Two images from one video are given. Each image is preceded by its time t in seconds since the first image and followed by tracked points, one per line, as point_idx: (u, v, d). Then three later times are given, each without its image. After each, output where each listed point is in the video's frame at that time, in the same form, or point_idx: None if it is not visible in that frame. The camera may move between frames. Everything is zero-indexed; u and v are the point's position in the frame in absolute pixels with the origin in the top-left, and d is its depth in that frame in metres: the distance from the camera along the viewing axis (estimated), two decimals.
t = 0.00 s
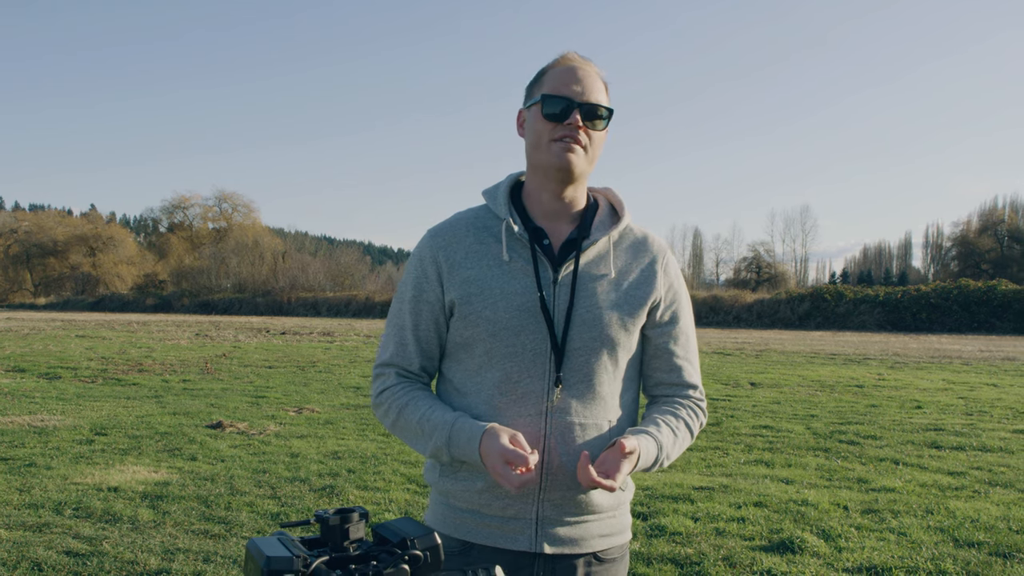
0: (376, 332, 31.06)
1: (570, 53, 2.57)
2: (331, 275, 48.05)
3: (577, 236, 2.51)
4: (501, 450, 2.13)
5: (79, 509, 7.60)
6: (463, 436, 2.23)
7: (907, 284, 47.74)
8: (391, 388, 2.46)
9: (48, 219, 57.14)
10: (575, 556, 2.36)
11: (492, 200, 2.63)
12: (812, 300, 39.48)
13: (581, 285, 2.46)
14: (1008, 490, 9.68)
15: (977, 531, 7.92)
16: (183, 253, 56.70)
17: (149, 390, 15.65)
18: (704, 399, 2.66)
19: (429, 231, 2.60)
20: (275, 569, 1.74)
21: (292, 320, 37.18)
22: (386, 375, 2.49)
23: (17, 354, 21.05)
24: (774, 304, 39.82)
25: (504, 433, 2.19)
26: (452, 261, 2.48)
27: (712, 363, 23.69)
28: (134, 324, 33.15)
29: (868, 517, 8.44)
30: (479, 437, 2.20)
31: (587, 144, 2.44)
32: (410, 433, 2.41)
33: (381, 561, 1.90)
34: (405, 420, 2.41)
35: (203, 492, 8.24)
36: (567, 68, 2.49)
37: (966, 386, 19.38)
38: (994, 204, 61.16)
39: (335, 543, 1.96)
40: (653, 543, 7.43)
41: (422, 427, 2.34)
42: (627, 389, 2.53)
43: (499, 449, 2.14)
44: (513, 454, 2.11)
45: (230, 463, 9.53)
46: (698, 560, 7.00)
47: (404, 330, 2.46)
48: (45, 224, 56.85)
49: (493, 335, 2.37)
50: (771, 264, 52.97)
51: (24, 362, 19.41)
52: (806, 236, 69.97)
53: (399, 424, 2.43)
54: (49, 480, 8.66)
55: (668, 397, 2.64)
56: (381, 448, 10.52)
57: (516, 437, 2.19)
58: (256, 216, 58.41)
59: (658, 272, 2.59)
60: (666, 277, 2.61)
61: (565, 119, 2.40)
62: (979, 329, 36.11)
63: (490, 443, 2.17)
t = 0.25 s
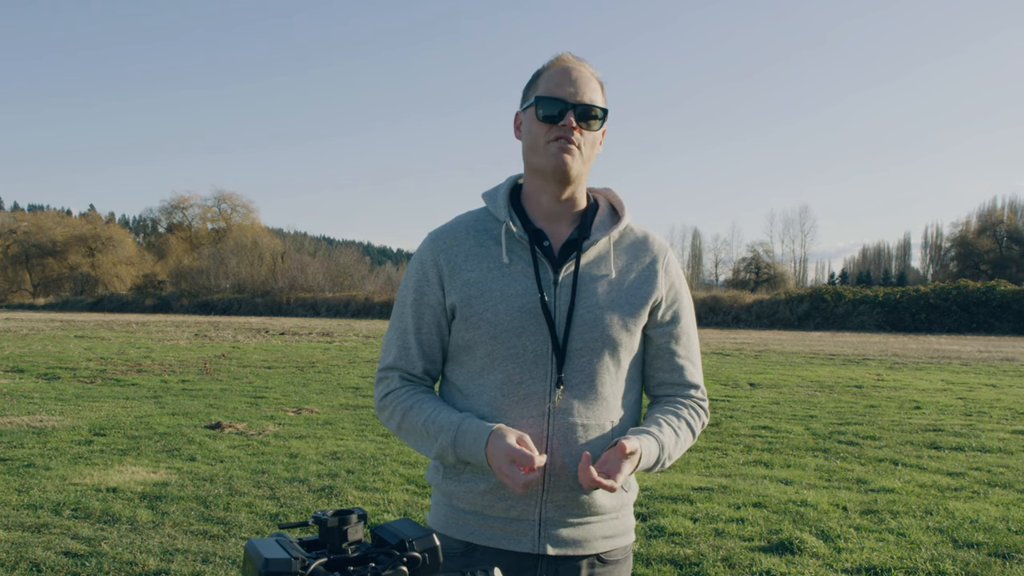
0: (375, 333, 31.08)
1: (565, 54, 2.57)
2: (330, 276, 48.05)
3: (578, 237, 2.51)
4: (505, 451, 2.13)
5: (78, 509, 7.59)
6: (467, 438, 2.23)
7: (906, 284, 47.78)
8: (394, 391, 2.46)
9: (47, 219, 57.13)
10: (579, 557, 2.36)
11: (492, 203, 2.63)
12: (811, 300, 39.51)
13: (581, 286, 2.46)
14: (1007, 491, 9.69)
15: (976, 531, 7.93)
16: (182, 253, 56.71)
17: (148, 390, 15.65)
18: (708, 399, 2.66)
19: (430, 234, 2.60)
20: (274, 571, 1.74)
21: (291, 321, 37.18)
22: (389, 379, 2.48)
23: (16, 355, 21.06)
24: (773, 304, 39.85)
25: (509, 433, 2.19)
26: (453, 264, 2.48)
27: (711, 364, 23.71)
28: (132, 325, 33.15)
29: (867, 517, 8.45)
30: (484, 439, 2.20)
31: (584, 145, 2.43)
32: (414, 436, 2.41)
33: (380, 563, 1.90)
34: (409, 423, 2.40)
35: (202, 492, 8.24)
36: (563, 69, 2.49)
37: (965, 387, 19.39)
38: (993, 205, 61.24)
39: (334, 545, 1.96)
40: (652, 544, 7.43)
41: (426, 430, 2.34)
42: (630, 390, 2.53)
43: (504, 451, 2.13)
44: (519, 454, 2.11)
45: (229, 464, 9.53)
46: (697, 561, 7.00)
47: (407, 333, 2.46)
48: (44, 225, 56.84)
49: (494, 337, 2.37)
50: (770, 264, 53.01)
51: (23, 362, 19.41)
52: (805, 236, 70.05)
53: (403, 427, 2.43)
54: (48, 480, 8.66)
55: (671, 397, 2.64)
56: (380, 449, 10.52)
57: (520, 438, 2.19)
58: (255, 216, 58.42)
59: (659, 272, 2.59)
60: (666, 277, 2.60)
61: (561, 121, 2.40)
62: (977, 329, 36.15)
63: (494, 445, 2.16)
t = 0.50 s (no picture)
0: (374, 333, 31.08)
1: (563, 55, 2.56)
2: (329, 275, 48.05)
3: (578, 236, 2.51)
4: (508, 445, 2.13)
5: (77, 509, 7.58)
6: (468, 436, 2.23)
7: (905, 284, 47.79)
8: (396, 392, 2.45)
9: (46, 219, 57.10)
10: (579, 556, 2.35)
11: (493, 203, 2.62)
12: (810, 300, 39.50)
13: (582, 283, 2.45)
14: (1007, 490, 9.69)
15: (975, 531, 7.93)
16: (181, 253, 56.69)
17: (147, 390, 15.64)
18: (711, 396, 2.65)
19: (431, 235, 2.60)
20: (273, 571, 1.73)
21: (290, 321, 37.16)
22: (391, 379, 2.48)
23: (14, 354, 21.04)
24: (772, 304, 39.85)
25: (510, 429, 2.19)
26: (454, 264, 2.48)
27: (711, 363, 23.72)
28: (131, 324, 33.12)
29: (867, 517, 8.45)
30: (485, 435, 2.20)
31: (584, 146, 2.43)
32: (415, 436, 2.40)
33: (380, 563, 1.90)
34: (410, 423, 2.40)
35: (201, 492, 8.23)
36: (560, 71, 2.49)
37: (964, 386, 19.39)
38: (992, 205, 61.24)
39: (334, 544, 1.95)
40: (652, 544, 7.43)
41: (427, 429, 2.34)
42: (632, 387, 2.52)
43: (506, 446, 2.13)
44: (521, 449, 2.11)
45: (228, 464, 9.52)
46: (697, 561, 6.99)
47: (408, 333, 2.46)
48: (43, 225, 56.81)
49: (495, 335, 2.37)
50: (769, 264, 53.01)
51: (22, 362, 19.40)
52: (805, 237, 70.07)
53: (404, 427, 2.42)
54: (47, 480, 8.65)
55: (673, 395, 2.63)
56: (379, 448, 10.51)
57: (521, 432, 2.18)
58: (254, 216, 58.39)
59: (661, 269, 2.58)
60: (668, 273, 2.60)
61: (559, 122, 2.39)
62: (977, 329, 36.16)
63: (496, 440, 2.16)
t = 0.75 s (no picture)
0: (373, 333, 31.11)
1: (563, 57, 2.57)
2: (328, 276, 48.07)
3: (576, 236, 2.51)
4: (503, 444, 2.13)
5: (76, 510, 7.59)
6: (463, 433, 2.23)
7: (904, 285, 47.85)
8: (391, 387, 2.46)
9: (45, 220, 57.09)
10: (570, 556, 2.34)
11: (492, 203, 2.62)
12: (809, 300, 39.54)
13: (577, 284, 2.46)
14: (1005, 491, 9.70)
15: (974, 531, 7.94)
16: (179, 254, 56.72)
17: (146, 390, 15.64)
18: (706, 400, 2.65)
19: (430, 234, 2.60)
20: (272, 571, 1.73)
21: (289, 321, 37.18)
22: (386, 375, 2.49)
23: (13, 355, 21.05)
24: (771, 304, 39.90)
25: (504, 426, 2.19)
26: (451, 263, 2.48)
27: (710, 364, 23.73)
28: (130, 325, 33.13)
29: (865, 517, 8.45)
30: (479, 432, 2.20)
31: (580, 146, 2.43)
32: (409, 432, 2.41)
33: (379, 563, 1.90)
34: (404, 419, 2.40)
35: (200, 492, 8.24)
36: (558, 73, 2.49)
37: (963, 387, 19.43)
38: (991, 205, 61.29)
39: (332, 545, 1.96)
40: (650, 544, 7.43)
41: (421, 425, 2.34)
42: (626, 390, 2.52)
43: (500, 444, 2.13)
44: (515, 448, 2.11)
45: (227, 464, 9.52)
46: (696, 561, 7.00)
47: (404, 330, 2.46)
48: (42, 225, 56.80)
49: (489, 333, 2.38)
50: (768, 264, 53.07)
51: (21, 362, 19.41)
52: (804, 237, 70.12)
53: (398, 423, 2.43)
54: (45, 481, 8.65)
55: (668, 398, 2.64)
56: (378, 449, 10.52)
57: (516, 430, 2.19)
58: (253, 216, 58.41)
59: (658, 272, 2.58)
60: (666, 277, 2.60)
61: (555, 124, 2.40)
62: (975, 329, 36.21)
63: (490, 437, 2.17)
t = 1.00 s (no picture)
0: (372, 333, 31.13)
1: (560, 55, 2.57)
2: (327, 276, 48.10)
3: (571, 237, 2.51)
4: (497, 446, 2.13)
5: (74, 510, 7.58)
6: (457, 432, 2.23)
7: (902, 285, 47.88)
8: (385, 387, 2.46)
9: (44, 220, 57.09)
10: (562, 556, 2.35)
11: (488, 202, 2.63)
12: (807, 300, 39.56)
13: (572, 284, 2.46)
14: (1004, 491, 9.71)
15: (972, 531, 7.95)
16: (178, 253, 56.74)
17: (144, 391, 15.63)
18: (699, 402, 2.65)
19: (425, 232, 2.60)
20: (269, 571, 1.73)
21: (288, 321, 37.19)
22: (380, 373, 2.49)
23: (12, 355, 21.05)
24: (770, 304, 39.92)
25: (498, 427, 2.19)
26: (446, 262, 2.48)
27: (709, 364, 23.76)
28: (129, 325, 33.14)
29: (864, 517, 8.46)
30: (473, 432, 2.20)
31: (575, 147, 2.43)
32: (403, 431, 2.41)
33: (376, 563, 1.90)
34: (398, 418, 2.40)
35: (199, 492, 8.24)
36: (556, 71, 2.49)
37: (961, 387, 19.44)
38: (989, 205, 61.35)
39: (329, 545, 1.96)
40: (649, 544, 7.44)
41: (415, 424, 2.34)
42: (619, 391, 2.52)
43: (494, 446, 2.13)
44: (509, 449, 2.11)
45: (226, 464, 9.52)
46: (695, 561, 7.01)
47: (399, 328, 2.46)
48: (40, 225, 56.81)
49: (483, 333, 2.38)
50: (767, 264, 53.10)
51: (19, 362, 19.41)
52: (802, 237, 70.16)
53: (392, 422, 2.43)
54: (44, 481, 8.64)
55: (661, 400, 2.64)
56: (377, 449, 10.53)
57: (510, 432, 2.18)
58: (251, 216, 58.44)
59: (652, 274, 2.59)
60: (660, 280, 2.60)
61: (551, 124, 2.40)
62: (974, 329, 36.24)
63: (483, 439, 2.17)
